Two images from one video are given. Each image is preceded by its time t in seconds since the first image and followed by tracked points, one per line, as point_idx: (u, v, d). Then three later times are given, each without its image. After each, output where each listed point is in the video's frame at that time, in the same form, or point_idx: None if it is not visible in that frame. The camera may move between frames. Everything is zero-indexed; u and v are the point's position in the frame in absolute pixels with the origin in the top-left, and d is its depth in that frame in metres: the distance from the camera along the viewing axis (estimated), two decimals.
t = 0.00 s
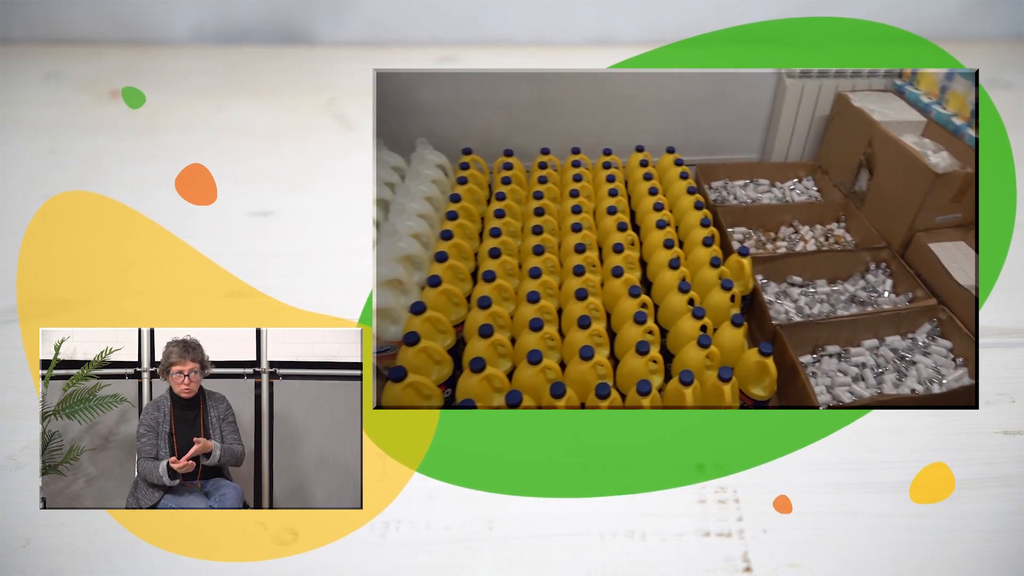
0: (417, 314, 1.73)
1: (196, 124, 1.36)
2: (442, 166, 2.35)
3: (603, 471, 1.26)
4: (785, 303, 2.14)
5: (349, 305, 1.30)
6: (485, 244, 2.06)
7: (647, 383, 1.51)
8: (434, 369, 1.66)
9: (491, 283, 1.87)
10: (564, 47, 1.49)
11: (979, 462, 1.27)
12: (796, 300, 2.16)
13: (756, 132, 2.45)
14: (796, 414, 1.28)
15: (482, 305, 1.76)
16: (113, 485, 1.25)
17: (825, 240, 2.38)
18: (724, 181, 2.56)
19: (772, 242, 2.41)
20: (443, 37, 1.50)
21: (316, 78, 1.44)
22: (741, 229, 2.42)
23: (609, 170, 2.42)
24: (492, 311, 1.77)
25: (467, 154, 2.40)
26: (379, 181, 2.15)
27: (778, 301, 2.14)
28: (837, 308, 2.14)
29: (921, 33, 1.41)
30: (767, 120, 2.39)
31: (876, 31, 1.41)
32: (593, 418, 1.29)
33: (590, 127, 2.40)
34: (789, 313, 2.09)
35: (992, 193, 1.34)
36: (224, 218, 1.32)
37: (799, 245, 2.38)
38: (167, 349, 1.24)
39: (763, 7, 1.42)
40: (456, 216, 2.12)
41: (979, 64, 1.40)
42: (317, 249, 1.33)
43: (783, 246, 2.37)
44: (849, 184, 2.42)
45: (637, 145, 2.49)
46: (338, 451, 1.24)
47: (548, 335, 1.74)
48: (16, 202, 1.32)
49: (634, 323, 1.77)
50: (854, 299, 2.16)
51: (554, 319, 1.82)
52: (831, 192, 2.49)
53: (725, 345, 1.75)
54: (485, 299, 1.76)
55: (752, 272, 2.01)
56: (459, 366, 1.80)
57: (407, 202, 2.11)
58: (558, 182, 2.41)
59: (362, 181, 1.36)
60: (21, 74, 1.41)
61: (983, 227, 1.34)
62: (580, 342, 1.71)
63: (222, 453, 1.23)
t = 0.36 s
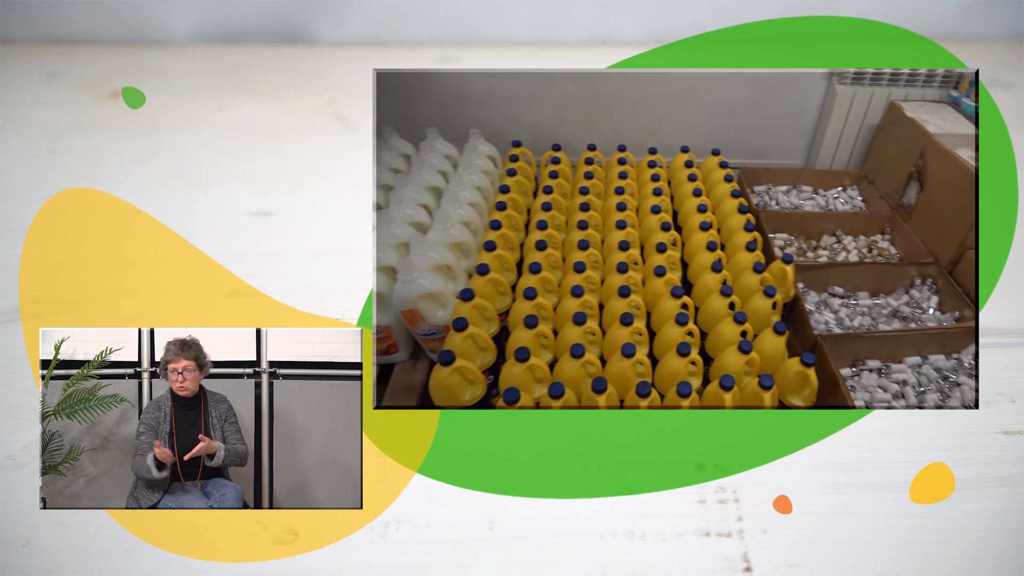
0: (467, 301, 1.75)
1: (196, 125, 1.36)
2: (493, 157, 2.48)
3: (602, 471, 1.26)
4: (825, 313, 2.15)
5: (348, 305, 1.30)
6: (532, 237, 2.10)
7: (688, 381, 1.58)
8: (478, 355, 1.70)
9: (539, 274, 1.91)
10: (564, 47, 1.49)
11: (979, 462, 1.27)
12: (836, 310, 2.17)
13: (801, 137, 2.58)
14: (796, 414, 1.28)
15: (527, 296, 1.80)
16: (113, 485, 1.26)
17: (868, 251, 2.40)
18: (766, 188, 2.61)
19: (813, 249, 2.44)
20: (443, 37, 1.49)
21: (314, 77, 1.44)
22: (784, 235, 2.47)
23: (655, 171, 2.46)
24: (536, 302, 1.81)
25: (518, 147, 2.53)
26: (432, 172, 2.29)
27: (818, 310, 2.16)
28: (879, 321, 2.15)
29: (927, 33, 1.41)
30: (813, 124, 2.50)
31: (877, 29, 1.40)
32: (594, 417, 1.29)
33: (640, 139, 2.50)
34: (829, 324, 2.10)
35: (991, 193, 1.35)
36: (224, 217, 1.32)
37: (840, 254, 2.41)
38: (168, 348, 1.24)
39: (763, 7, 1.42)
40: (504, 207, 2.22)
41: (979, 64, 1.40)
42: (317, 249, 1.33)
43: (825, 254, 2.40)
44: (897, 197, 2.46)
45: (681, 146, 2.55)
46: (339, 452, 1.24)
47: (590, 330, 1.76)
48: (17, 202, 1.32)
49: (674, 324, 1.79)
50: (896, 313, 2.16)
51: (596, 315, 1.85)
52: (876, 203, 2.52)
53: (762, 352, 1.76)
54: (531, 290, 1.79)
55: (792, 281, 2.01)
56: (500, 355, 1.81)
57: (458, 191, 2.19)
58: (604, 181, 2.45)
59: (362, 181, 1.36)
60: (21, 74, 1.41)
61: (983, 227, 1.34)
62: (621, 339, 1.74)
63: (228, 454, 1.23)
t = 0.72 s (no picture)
0: (525, 289, 1.66)
1: (196, 125, 1.34)
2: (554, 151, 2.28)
3: (602, 471, 1.26)
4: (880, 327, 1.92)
5: (349, 305, 1.30)
6: (590, 229, 2.01)
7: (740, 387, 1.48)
8: (534, 344, 1.59)
9: (595, 268, 1.79)
10: (564, 48, 1.41)
11: (979, 462, 1.27)
12: (891, 325, 1.94)
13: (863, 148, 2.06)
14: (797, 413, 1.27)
15: (583, 288, 1.69)
16: (113, 485, 1.27)
17: (927, 265, 2.11)
18: (824, 192, 2.30)
19: (869, 260, 2.15)
20: (443, 37, 1.41)
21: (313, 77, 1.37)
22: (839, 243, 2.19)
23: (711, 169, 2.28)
24: (591, 295, 1.69)
25: (575, 141, 2.29)
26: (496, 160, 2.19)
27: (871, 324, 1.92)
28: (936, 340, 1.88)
29: (926, 32, 1.34)
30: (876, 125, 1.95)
31: (874, 29, 1.35)
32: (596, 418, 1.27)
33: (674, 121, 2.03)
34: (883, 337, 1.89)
35: (991, 195, 1.33)
36: (224, 217, 1.31)
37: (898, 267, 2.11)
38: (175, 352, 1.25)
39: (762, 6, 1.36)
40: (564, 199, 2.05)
41: (979, 64, 1.36)
42: (317, 249, 1.32)
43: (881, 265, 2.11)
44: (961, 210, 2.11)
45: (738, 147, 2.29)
46: (339, 451, 1.25)
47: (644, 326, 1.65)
48: (17, 202, 1.32)
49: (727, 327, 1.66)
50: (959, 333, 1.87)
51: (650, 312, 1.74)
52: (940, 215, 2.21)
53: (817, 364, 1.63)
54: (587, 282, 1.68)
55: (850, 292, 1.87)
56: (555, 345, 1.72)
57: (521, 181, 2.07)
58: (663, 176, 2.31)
59: (363, 181, 1.34)
60: (21, 74, 1.37)
61: (983, 227, 1.32)
62: (675, 338, 1.65)
63: (237, 456, 1.25)
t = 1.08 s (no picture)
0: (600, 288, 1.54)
1: (196, 125, 1.32)
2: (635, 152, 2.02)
3: (602, 471, 1.26)
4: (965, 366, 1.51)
5: (349, 305, 1.30)
6: (663, 231, 1.79)
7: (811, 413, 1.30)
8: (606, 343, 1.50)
9: (670, 274, 1.62)
10: (565, 49, 1.34)
11: (979, 462, 1.27)
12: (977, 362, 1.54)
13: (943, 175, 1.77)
14: (798, 413, 1.26)
15: (657, 293, 1.52)
16: (113, 485, 1.27)
17: None
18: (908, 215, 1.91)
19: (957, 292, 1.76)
20: (443, 37, 1.34)
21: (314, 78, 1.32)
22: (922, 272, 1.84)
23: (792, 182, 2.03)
24: (665, 301, 1.53)
25: (655, 145, 1.98)
26: (583, 152, 1.96)
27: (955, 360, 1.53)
28: None
29: (926, 32, 1.30)
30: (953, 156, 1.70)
31: (875, 30, 1.30)
32: (596, 418, 1.27)
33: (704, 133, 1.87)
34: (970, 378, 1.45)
35: (992, 197, 1.30)
36: (224, 218, 1.31)
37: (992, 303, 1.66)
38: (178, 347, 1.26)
39: (762, 6, 1.30)
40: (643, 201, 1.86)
41: (979, 64, 1.31)
42: (317, 249, 1.30)
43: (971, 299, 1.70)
44: None
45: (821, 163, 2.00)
46: (339, 451, 1.25)
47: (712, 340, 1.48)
48: (17, 202, 1.31)
49: (799, 349, 1.46)
50: None
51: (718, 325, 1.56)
52: None
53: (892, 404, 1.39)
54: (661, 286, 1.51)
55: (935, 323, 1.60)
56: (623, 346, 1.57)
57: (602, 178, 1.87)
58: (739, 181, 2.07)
59: (362, 181, 1.31)
60: (22, 75, 1.34)
61: (983, 226, 1.30)
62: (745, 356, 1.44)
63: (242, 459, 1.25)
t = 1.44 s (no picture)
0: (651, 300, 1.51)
1: (196, 125, 1.31)
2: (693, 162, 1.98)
3: (602, 471, 1.27)
4: None
5: (349, 305, 1.30)
6: (716, 246, 1.75)
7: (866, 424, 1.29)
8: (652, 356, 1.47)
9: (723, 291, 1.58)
10: (565, 49, 1.33)
11: (979, 462, 1.27)
12: None
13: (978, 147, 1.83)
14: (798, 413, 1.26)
15: (708, 310, 1.49)
16: (113, 485, 1.27)
17: None
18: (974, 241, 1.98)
19: None
20: (443, 37, 1.33)
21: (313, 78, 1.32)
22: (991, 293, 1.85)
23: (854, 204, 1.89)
24: (715, 318, 1.50)
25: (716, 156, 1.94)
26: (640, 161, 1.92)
27: None
28: None
29: (925, 32, 1.29)
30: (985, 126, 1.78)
31: (874, 30, 1.30)
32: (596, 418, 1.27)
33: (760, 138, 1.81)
34: None
35: (992, 196, 1.30)
36: (224, 217, 1.30)
37: None
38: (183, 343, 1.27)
39: (763, 7, 1.30)
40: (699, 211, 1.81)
41: (979, 64, 1.30)
42: (317, 249, 1.30)
43: None
44: None
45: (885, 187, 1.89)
46: (340, 452, 1.26)
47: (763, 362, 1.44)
48: (16, 202, 1.30)
49: (855, 382, 1.39)
50: None
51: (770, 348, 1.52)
52: None
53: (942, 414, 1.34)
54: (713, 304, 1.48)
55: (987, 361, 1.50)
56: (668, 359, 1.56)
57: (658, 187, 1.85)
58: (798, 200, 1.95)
59: (362, 181, 1.30)
60: (22, 75, 1.33)
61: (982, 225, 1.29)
62: (796, 383, 1.41)
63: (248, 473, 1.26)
